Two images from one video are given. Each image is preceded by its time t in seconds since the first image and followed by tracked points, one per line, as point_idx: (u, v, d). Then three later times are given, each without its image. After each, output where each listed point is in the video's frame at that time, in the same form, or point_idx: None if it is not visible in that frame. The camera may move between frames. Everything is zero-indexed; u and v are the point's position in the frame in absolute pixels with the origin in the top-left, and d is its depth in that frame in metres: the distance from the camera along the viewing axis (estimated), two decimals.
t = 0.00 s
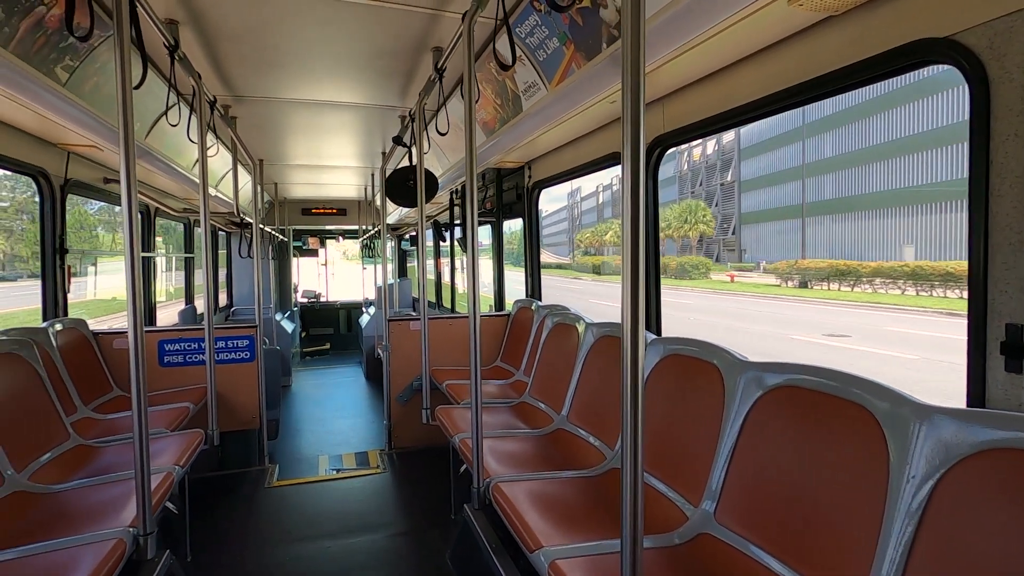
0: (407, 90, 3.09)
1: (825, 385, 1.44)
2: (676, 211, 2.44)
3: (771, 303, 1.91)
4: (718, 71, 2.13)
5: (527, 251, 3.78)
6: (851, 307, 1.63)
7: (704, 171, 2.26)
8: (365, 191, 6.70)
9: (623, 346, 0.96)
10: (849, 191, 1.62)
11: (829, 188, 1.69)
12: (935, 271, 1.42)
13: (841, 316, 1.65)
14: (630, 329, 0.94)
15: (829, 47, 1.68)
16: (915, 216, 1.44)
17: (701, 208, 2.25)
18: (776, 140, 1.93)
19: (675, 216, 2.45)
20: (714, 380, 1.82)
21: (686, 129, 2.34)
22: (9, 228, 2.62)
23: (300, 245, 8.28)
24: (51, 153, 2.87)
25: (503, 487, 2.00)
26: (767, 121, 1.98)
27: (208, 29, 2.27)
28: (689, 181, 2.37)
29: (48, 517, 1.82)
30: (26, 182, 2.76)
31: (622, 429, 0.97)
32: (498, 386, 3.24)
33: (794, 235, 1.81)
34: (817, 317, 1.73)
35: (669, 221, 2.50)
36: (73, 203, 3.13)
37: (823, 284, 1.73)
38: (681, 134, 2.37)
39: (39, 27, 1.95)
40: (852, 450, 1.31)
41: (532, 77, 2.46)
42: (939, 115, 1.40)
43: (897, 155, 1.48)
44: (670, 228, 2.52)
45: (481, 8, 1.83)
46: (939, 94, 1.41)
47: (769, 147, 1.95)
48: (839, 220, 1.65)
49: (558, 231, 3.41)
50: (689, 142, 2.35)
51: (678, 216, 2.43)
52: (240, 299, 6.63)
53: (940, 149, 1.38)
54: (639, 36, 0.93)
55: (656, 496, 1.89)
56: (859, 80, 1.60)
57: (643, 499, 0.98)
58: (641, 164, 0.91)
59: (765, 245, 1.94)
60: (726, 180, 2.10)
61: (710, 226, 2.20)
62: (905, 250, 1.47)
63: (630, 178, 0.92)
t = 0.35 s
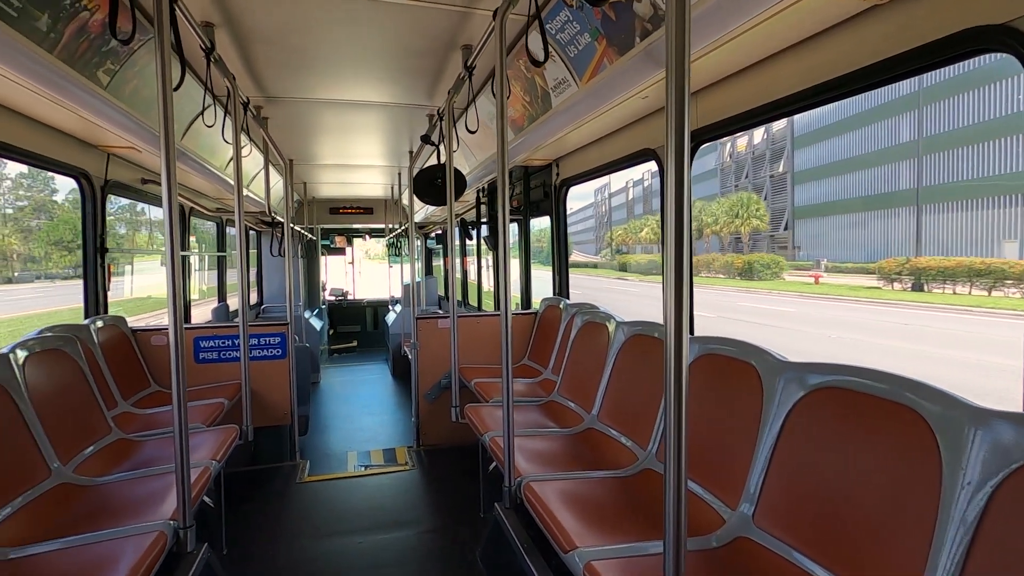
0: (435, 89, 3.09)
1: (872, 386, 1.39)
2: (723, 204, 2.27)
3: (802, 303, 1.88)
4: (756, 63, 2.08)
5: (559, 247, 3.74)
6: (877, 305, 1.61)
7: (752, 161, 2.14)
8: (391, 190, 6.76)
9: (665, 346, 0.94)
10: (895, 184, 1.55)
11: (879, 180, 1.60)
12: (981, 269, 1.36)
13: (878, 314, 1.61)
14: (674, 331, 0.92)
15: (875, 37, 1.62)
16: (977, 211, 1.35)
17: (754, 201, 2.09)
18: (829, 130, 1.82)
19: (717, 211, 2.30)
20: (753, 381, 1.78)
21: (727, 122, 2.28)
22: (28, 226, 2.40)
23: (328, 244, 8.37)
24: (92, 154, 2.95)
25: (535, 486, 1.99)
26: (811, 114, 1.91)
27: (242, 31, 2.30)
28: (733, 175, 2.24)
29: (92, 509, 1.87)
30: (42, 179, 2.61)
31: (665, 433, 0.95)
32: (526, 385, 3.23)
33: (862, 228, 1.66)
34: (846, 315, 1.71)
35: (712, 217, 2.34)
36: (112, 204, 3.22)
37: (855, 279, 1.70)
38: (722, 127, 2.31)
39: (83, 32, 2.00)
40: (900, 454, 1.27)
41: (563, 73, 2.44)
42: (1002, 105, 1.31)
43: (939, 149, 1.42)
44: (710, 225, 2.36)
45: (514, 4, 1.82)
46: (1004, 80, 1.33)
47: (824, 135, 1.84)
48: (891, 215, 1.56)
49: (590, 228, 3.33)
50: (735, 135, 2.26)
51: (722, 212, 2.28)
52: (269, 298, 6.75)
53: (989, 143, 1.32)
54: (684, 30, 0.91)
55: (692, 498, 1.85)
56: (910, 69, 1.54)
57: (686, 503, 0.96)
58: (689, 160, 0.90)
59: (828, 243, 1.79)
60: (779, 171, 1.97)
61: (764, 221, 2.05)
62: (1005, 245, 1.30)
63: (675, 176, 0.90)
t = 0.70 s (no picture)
0: (456, 92, 3.11)
1: (902, 388, 1.36)
2: (775, 199, 2.10)
3: (826, 301, 1.87)
4: (778, 62, 2.05)
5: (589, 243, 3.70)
6: (900, 306, 1.60)
7: (799, 152, 2.00)
8: (413, 192, 6.83)
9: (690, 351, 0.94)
10: (913, 185, 1.55)
11: (899, 179, 1.59)
12: None
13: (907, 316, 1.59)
14: (699, 336, 0.92)
15: (905, 33, 1.59)
16: None
17: (810, 195, 1.93)
18: (882, 119, 1.69)
19: (765, 206, 2.16)
20: (779, 382, 1.75)
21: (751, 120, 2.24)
22: (35, 231, 2.29)
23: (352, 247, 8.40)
24: (125, 161, 3.04)
25: (558, 487, 1.99)
26: (837, 112, 1.86)
27: (269, 38, 2.35)
28: (778, 169, 2.11)
29: (126, 505, 1.93)
30: (52, 181, 2.49)
31: (690, 439, 0.95)
32: (548, 386, 3.23)
33: (928, 226, 1.52)
34: (874, 317, 1.68)
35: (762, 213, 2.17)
36: (144, 209, 3.31)
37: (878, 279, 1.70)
38: (745, 125, 2.27)
39: (118, 43, 2.06)
40: (931, 456, 1.24)
41: (585, 75, 2.43)
42: None
43: (991, 144, 1.34)
44: (759, 222, 2.20)
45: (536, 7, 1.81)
46: None
47: (879, 124, 1.70)
48: (912, 214, 1.56)
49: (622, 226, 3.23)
50: (760, 131, 2.21)
51: (771, 206, 2.13)
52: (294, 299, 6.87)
53: (1006, 143, 1.31)
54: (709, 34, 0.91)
55: (718, 501, 1.83)
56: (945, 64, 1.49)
57: (711, 507, 0.95)
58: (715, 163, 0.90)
59: (891, 239, 1.65)
60: (834, 161, 1.83)
61: (822, 216, 1.89)
62: None
63: (702, 182, 0.90)
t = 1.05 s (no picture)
0: (461, 91, 3.12)
1: (908, 385, 1.33)
2: (813, 194, 1.88)
3: (821, 300, 1.87)
4: (782, 58, 2.02)
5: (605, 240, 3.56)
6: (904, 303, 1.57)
7: (836, 144, 1.81)
8: (421, 193, 6.86)
9: (687, 346, 0.92)
10: (915, 185, 1.54)
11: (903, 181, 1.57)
12: None
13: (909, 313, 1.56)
14: (697, 331, 0.90)
15: (911, 25, 1.55)
16: None
17: (858, 188, 1.74)
18: (924, 108, 1.54)
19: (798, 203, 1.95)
20: (783, 380, 1.72)
21: (755, 117, 2.20)
22: (15, 228, 2.18)
23: (360, 247, 8.44)
24: (132, 162, 3.09)
25: (561, 485, 1.97)
26: (843, 107, 1.82)
27: (273, 38, 2.37)
28: (809, 163, 1.91)
29: (132, 502, 1.94)
30: (35, 177, 2.36)
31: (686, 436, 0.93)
32: (553, 386, 3.22)
33: (993, 223, 1.35)
34: (879, 315, 1.66)
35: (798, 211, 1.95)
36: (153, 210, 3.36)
37: (866, 279, 1.71)
38: (749, 122, 2.23)
39: (123, 44, 2.09)
40: (937, 454, 1.21)
41: (588, 71, 2.42)
42: None
43: None
44: (793, 219, 1.98)
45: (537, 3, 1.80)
46: None
47: (921, 113, 1.55)
48: (918, 213, 1.54)
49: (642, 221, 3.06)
50: (767, 126, 2.16)
51: (804, 204, 1.92)
52: (303, 300, 6.92)
53: (1006, 148, 1.30)
54: (705, 23, 0.89)
55: (722, 501, 1.81)
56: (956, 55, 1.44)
57: (710, 505, 0.93)
58: (706, 152, 0.89)
59: (941, 237, 1.48)
60: (877, 152, 1.65)
61: (871, 212, 1.69)
62: None
63: (694, 173, 0.89)
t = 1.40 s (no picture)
0: (473, 91, 3.13)
1: (932, 386, 1.32)
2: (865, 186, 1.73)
3: (832, 301, 1.86)
4: (798, 56, 2.01)
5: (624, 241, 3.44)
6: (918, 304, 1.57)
7: (879, 134, 1.71)
8: (432, 193, 6.89)
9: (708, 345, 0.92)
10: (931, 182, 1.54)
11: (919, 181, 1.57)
12: None
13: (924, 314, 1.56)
14: (719, 331, 0.90)
15: (928, 23, 1.55)
16: None
17: (917, 179, 1.57)
18: (982, 94, 1.42)
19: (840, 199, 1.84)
20: (800, 381, 1.72)
21: (774, 115, 2.18)
22: None
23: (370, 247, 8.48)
24: (149, 163, 3.13)
25: (576, 485, 1.98)
26: (858, 107, 1.81)
27: (289, 40, 2.39)
28: (847, 155, 1.81)
29: (151, 499, 1.96)
30: (15, 171, 2.14)
31: (707, 436, 0.93)
32: (566, 385, 3.22)
33: None
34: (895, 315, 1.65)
35: (836, 208, 1.85)
36: (169, 210, 3.40)
37: (874, 280, 1.72)
38: (769, 119, 2.20)
39: (143, 47, 2.11)
40: (960, 456, 1.20)
41: (602, 72, 2.42)
42: None
43: None
44: (839, 214, 1.84)
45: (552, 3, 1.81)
46: None
47: (978, 100, 1.43)
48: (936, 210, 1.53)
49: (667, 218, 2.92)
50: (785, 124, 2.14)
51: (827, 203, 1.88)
52: (314, 299, 6.97)
53: None
54: (727, 23, 0.89)
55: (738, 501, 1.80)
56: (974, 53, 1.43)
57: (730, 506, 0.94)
58: (728, 154, 0.89)
59: (1008, 233, 1.35)
60: (931, 141, 1.51)
61: (934, 206, 1.54)
62: None
63: (718, 174, 0.89)
